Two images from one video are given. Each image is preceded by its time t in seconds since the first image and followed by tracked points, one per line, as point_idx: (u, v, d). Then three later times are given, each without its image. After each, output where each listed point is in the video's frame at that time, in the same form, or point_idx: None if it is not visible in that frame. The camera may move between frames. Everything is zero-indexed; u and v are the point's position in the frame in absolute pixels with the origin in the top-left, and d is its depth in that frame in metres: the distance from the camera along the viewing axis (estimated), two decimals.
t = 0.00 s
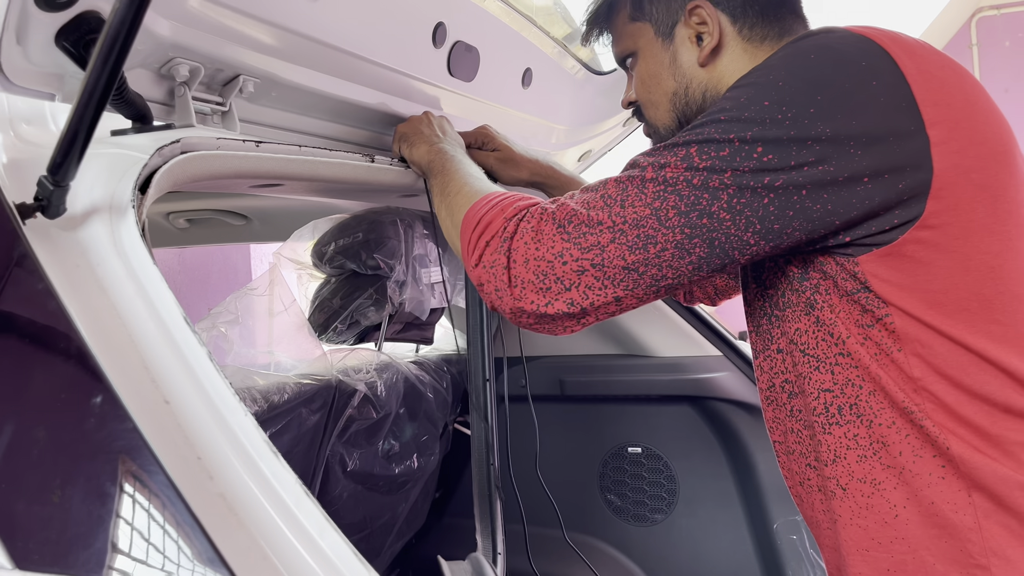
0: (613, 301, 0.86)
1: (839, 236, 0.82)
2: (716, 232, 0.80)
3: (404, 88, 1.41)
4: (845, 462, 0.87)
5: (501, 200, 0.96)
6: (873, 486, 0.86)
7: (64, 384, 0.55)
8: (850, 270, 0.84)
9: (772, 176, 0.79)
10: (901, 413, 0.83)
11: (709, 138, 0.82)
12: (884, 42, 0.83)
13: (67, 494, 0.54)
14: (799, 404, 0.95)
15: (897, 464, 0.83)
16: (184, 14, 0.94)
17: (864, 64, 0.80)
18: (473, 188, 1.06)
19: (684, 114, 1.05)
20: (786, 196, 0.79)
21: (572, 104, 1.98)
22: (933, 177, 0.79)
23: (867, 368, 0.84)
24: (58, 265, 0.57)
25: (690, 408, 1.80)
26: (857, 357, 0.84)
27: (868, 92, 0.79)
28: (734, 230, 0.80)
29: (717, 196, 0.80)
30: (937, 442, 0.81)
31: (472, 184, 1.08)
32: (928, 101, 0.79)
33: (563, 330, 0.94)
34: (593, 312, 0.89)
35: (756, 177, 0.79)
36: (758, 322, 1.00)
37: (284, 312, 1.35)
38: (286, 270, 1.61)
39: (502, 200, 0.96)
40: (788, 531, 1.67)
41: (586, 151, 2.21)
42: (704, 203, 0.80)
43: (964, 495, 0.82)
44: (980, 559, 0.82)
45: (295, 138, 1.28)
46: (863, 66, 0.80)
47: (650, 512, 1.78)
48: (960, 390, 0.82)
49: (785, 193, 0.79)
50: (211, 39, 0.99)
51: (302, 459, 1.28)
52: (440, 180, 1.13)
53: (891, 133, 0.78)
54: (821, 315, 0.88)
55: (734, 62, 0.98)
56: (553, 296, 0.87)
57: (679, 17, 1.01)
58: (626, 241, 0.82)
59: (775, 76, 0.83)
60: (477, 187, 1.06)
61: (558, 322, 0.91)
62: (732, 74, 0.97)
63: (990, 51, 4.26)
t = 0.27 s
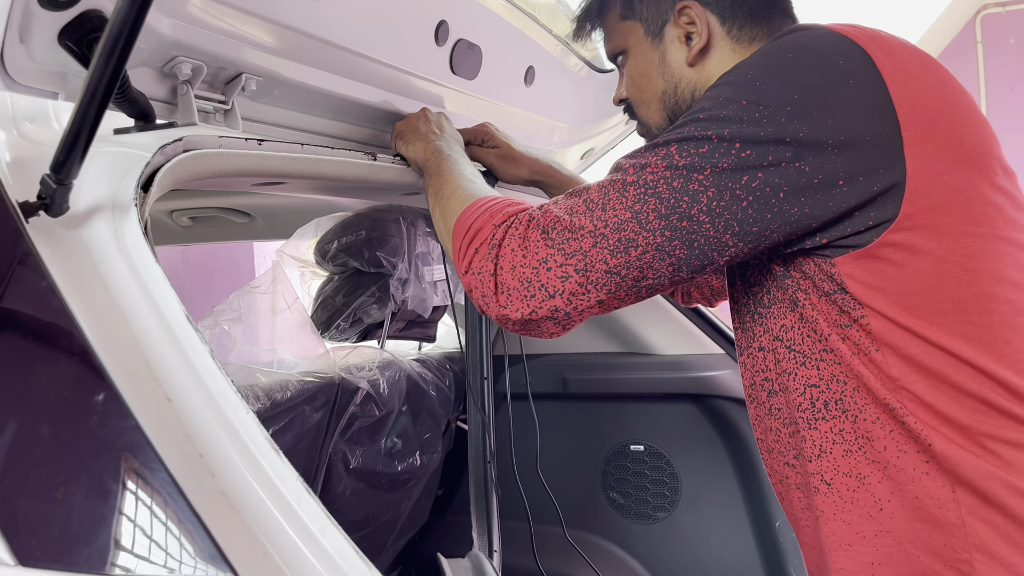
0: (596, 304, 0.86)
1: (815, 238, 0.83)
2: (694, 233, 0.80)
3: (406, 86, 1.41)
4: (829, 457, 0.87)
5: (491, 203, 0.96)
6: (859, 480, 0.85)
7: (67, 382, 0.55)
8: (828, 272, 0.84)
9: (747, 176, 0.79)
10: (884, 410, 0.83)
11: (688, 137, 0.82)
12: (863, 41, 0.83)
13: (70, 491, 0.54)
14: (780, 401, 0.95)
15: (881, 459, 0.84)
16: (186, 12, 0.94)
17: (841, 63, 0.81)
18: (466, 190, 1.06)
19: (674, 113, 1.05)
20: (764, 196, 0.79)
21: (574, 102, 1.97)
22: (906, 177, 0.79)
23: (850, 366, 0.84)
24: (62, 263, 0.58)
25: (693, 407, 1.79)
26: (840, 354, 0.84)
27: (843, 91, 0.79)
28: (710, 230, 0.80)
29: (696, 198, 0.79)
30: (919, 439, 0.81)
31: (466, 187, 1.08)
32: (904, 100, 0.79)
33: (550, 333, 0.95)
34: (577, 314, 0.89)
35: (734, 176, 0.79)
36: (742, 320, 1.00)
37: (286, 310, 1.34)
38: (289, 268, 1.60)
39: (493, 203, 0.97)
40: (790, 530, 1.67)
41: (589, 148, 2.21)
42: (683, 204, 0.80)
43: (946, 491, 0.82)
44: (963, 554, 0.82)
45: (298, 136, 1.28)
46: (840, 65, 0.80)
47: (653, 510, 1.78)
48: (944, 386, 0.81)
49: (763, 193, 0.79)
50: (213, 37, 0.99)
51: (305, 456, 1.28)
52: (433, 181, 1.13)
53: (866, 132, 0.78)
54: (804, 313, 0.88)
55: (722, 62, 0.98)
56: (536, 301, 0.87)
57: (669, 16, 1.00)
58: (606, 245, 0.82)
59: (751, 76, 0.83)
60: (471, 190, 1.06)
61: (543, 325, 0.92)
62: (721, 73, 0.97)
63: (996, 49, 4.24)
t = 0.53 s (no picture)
0: (602, 305, 0.86)
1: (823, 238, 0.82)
2: (700, 234, 0.79)
3: (407, 83, 1.41)
4: (834, 462, 0.87)
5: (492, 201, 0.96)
6: (862, 485, 0.85)
7: (65, 380, 0.55)
8: (836, 271, 0.84)
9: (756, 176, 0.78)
10: (890, 410, 0.83)
11: (694, 137, 0.82)
12: (870, 40, 0.82)
13: (67, 490, 0.54)
14: (782, 404, 0.94)
15: (886, 462, 0.83)
16: (186, 9, 0.94)
17: (848, 62, 0.80)
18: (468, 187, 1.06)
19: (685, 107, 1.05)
20: (773, 197, 0.78)
21: (576, 100, 1.97)
22: (916, 178, 0.78)
23: (857, 368, 0.83)
24: (61, 261, 0.58)
25: (695, 405, 1.79)
26: (846, 355, 0.84)
27: (851, 91, 0.78)
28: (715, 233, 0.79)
29: (702, 198, 0.79)
30: (925, 440, 0.81)
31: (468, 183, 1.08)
32: (913, 101, 0.78)
33: (554, 333, 0.94)
34: (582, 315, 0.88)
35: (741, 177, 0.78)
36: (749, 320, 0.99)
37: (288, 309, 1.33)
38: (292, 266, 1.61)
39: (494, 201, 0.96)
40: (793, 528, 1.67)
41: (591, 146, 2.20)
42: (689, 205, 0.80)
43: (953, 492, 0.81)
44: (972, 556, 0.82)
45: (300, 134, 1.28)
46: (847, 65, 0.79)
47: (655, 509, 1.77)
48: (950, 385, 0.81)
49: (772, 193, 0.78)
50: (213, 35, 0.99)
51: (306, 455, 1.28)
52: (435, 179, 1.13)
53: (874, 132, 0.77)
54: (811, 314, 0.87)
55: (733, 55, 0.97)
56: (541, 301, 0.87)
57: (679, 8, 0.99)
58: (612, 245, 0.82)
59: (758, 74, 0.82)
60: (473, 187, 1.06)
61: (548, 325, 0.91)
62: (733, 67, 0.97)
63: (1000, 46, 4.22)
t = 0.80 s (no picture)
0: (613, 302, 0.85)
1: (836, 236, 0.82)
2: (711, 230, 0.79)
3: (410, 81, 1.40)
4: (847, 456, 0.86)
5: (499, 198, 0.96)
6: (878, 480, 0.85)
7: (68, 377, 0.55)
8: (848, 269, 0.83)
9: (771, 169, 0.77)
10: (905, 408, 0.82)
11: (706, 133, 0.81)
12: (883, 38, 0.82)
13: (69, 487, 0.54)
14: (801, 398, 0.93)
15: (903, 457, 0.83)
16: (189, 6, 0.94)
17: (860, 60, 0.79)
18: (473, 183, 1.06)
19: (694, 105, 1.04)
20: (785, 195, 0.77)
21: (579, 98, 1.96)
22: (928, 177, 0.77)
23: (871, 364, 0.83)
24: (62, 258, 0.57)
25: (698, 404, 1.78)
26: (861, 351, 0.83)
27: (864, 89, 0.77)
28: (721, 230, 0.79)
29: (713, 195, 0.79)
30: (942, 436, 0.80)
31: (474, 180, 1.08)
32: (926, 99, 0.78)
33: (564, 330, 0.94)
34: (592, 313, 0.88)
35: (753, 173, 0.78)
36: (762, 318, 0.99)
37: (291, 307, 1.34)
38: (294, 264, 1.62)
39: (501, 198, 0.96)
40: (796, 527, 1.66)
41: (595, 144, 2.19)
42: (703, 201, 0.79)
43: (968, 489, 0.81)
44: (987, 551, 0.82)
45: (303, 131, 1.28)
46: (858, 62, 0.79)
47: (658, 508, 1.77)
48: (959, 381, 0.80)
49: (784, 191, 0.77)
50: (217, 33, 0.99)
51: (309, 453, 1.28)
52: (440, 177, 1.12)
53: (888, 130, 0.76)
54: (823, 311, 0.87)
55: (744, 53, 0.96)
56: (552, 299, 0.86)
57: (690, 7, 0.99)
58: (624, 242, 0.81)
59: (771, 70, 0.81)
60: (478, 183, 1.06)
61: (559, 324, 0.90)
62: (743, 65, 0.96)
63: (1005, 44, 4.20)
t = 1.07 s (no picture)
0: (616, 298, 0.85)
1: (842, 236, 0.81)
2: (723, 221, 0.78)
3: (413, 81, 1.40)
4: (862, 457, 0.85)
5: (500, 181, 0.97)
6: (895, 479, 0.84)
7: (74, 375, 0.55)
8: (856, 269, 0.83)
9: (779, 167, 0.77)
10: (919, 405, 0.82)
11: (712, 131, 0.82)
12: (888, 40, 0.81)
13: (74, 485, 0.54)
14: (810, 401, 0.93)
15: (919, 456, 0.82)
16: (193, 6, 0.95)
17: (864, 60, 0.79)
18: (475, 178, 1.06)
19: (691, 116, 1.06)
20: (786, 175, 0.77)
21: (582, 98, 1.96)
22: (931, 177, 0.77)
23: (882, 363, 0.82)
24: (67, 257, 0.58)
25: (701, 404, 1.78)
26: (872, 351, 0.83)
27: (868, 88, 0.77)
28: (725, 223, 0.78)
29: (719, 191, 0.79)
30: (958, 433, 0.80)
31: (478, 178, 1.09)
32: (930, 99, 0.78)
33: (568, 326, 0.94)
34: (596, 309, 0.88)
35: (759, 171, 0.78)
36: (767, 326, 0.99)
37: (294, 306, 1.35)
38: (297, 264, 1.62)
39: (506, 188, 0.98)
40: (799, 527, 1.66)
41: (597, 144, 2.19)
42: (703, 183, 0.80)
43: (982, 485, 0.80)
44: (1007, 548, 0.81)
45: (306, 131, 1.28)
46: (861, 62, 0.79)
47: (660, 508, 1.77)
48: (965, 375, 0.80)
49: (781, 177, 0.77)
50: (221, 33, 1.00)
51: (312, 452, 1.29)
52: (442, 174, 1.13)
53: (893, 131, 0.76)
54: (834, 311, 0.86)
55: (745, 62, 0.96)
56: (556, 293, 0.87)
57: (690, 17, 0.99)
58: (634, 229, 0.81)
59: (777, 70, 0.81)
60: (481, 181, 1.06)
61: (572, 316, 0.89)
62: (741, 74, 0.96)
63: (1010, 43, 4.18)
